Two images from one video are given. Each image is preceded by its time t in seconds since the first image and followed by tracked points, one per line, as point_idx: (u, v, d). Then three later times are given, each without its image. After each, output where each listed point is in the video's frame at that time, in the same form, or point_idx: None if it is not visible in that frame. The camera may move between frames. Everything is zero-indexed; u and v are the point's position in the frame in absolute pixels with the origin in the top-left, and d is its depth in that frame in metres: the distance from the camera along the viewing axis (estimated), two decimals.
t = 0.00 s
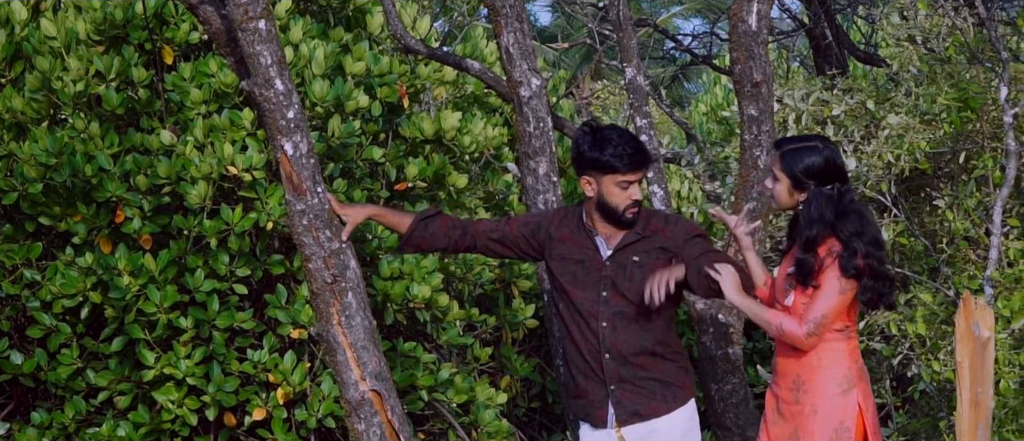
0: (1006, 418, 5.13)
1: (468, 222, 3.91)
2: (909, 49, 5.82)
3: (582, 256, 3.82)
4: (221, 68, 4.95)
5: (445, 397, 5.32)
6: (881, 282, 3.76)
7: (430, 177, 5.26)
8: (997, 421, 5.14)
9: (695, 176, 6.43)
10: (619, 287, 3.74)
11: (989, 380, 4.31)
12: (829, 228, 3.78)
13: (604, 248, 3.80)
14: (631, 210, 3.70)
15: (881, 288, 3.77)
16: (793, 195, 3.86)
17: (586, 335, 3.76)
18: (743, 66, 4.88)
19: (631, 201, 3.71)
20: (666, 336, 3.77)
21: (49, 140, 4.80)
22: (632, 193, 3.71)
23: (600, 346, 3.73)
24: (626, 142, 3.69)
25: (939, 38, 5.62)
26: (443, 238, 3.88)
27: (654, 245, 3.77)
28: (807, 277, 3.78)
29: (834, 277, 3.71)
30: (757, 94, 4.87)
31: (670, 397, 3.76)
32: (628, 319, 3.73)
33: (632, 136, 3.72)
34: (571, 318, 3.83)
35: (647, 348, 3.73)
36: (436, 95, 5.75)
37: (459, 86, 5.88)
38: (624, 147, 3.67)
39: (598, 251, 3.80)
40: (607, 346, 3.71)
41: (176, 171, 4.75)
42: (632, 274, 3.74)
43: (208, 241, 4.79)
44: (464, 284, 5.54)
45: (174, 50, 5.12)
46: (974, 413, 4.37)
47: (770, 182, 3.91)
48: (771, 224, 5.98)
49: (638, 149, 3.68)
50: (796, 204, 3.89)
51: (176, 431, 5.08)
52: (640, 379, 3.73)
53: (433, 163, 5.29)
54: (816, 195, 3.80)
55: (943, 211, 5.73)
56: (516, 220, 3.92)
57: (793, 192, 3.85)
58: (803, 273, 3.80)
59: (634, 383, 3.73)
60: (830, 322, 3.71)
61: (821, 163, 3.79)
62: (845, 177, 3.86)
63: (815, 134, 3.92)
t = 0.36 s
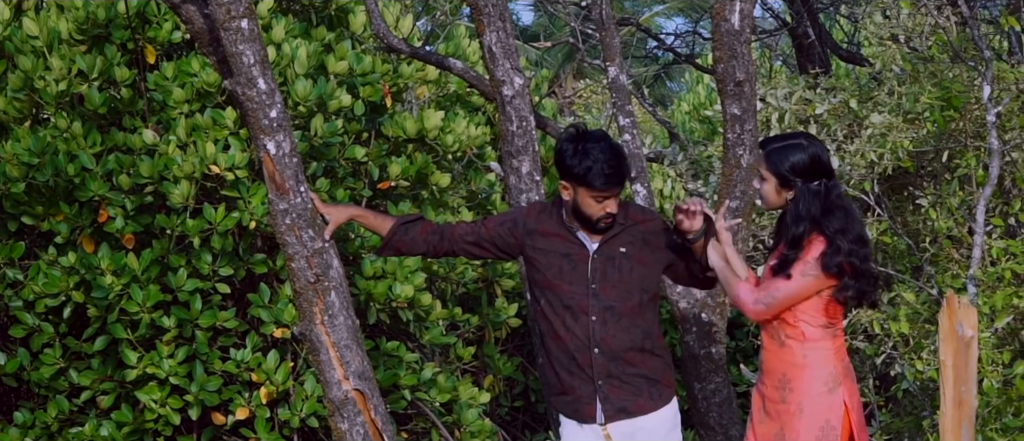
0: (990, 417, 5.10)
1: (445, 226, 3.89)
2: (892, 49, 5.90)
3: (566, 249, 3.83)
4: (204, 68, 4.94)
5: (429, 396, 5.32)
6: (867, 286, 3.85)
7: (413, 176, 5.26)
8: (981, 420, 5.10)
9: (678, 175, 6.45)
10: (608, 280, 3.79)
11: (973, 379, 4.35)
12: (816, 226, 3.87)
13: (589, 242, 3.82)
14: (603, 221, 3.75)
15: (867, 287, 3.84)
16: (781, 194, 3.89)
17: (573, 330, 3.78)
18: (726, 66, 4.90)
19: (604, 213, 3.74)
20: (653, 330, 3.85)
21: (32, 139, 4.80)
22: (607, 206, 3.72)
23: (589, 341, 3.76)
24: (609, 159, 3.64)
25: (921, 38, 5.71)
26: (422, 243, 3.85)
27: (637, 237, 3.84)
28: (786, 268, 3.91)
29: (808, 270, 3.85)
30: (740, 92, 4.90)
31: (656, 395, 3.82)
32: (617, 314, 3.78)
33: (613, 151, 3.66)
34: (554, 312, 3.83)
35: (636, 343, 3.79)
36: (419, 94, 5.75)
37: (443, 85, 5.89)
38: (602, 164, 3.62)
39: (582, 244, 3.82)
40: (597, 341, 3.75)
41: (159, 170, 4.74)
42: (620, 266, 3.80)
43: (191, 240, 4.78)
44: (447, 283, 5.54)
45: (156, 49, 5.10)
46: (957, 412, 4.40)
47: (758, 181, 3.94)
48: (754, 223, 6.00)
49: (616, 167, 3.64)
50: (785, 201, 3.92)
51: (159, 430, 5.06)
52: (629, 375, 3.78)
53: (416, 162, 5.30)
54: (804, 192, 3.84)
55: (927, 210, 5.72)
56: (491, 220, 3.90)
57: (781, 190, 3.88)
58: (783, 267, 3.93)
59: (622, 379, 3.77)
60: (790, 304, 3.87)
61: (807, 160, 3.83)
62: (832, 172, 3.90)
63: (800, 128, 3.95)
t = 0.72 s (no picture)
0: (975, 416, 5.16)
1: (428, 228, 3.89)
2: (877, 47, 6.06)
3: (555, 247, 3.88)
4: (189, 67, 4.93)
5: (414, 395, 5.31)
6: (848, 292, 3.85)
7: (398, 175, 5.25)
8: (967, 419, 5.17)
9: (663, 174, 6.46)
10: (600, 275, 3.89)
11: (959, 378, 4.39)
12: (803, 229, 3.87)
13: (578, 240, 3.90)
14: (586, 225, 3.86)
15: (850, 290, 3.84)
16: (773, 197, 3.91)
17: (568, 326, 3.83)
18: (712, 64, 4.90)
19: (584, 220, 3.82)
20: (638, 324, 3.97)
21: (16, 138, 4.75)
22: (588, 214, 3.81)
23: (586, 337, 3.83)
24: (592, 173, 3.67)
25: (907, 37, 5.86)
26: (406, 245, 3.86)
27: (619, 235, 3.99)
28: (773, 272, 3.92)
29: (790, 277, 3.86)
30: (726, 91, 4.88)
31: (650, 388, 3.93)
32: (609, 309, 3.88)
33: (594, 165, 3.68)
34: (543, 309, 3.87)
35: (628, 338, 3.90)
36: (404, 93, 5.75)
37: (428, 84, 5.88)
38: (582, 179, 3.65)
39: (571, 241, 3.89)
40: (594, 336, 3.83)
41: (144, 169, 4.72)
42: (610, 262, 3.91)
43: (176, 239, 4.77)
44: (432, 282, 5.54)
45: (142, 48, 5.09)
46: (943, 410, 4.44)
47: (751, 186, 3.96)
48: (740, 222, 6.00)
49: (596, 182, 3.67)
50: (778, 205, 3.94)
51: (144, 430, 5.05)
52: (624, 369, 3.87)
53: (401, 161, 5.29)
54: (795, 195, 3.86)
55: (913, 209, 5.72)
56: (474, 221, 3.91)
57: (773, 193, 3.90)
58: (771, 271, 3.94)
59: (618, 373, 3.85)
60: (778, 318, 3.88)
61: (796, 163, 3.84)
62: (821, 173, 3.90)
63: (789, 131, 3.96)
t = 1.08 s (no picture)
0: (965, 415, 5.20)
1: (413, 232, 3.89)
2: (867, 46, 6.07)
3: (538, 251, 3.88)
4: (177, 66, 4.92)
5: (402, 395, 5.32)
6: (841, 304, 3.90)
7: (386, 174, 5.24)
8: (956, 419, 5.21)
9: (651, 174, 6.47)
10: (583, 278, 3.89)
11: (948, 377, 4.41)
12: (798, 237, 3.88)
13: (562, 243, 3.90)
14: (566, 228, 3.85)
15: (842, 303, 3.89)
16: (771, 203, 3.91)
17: (553, 329, 3.85)
18: (701, 64, 4.89)
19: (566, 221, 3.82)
20: (622, 325, 3.99)
21: (3, 137, 4.73)
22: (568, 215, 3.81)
23: (571, 340, 3.84)
24: (571, 170, 3.67)
25: (896, 36, 5.87)
26: (392, 249, 3.86)
27: (604, 238, 3.98)
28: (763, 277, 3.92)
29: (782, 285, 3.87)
30: (715, 91, 4.88)
31: (635, 391, 3.96)
32: (593, 312, 3.89)
33: (575, 163, 3.69)
34: (529, 313, 3.87)
35: (612, 341, 3.92)
36: (393, 93, 5.74)
37: (416, 83, 5.87)
38: (562, 177, 3.66)
39: (554, 245, 3.89)
40: (579, 339, 3.84)
41: (132, 169, 4.72)
42: (593, 265, 3.92)
43: (164, 238, 4.76)
44: (420, 282, 5.55)
45: (130, 47, 5.08)
46: (933, 410, 4.46)
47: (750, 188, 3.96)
48: (729, 221, 6.02)
49: (576, 181, 3.68)
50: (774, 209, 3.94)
51: (133, 429, 5.04)
52: (609, 373, 3.89)
53: (389, 160, 5.28)
54: (794, 201, 3.86)
55: (902, 208, 5.75)
56: (458, 226, 3.92)
57: (771, 199, 3.90)
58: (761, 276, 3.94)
59: (603, 377, 3.87)
60: (766, 326, 3.91)
61: (798, 171, 3.85)
62: (821, 184, 3.92)
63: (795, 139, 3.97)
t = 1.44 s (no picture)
0: (955, 414, 5.25)
1: (403, 226, 3.96)
2: (856, 46, 6.10)
3: (519, 251, 3.88)
4: (166, 65, 4.91)
5: (391, 393, 5.32)
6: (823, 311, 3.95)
7: (375, 173, 5.23)
8: (945, 418, 5.25)
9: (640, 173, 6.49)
10: (563, 280, 3.85)
11: (938, 376, 4.42)
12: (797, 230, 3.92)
13: (542, 244, 3.88)
14: (538, 223, 3.76)
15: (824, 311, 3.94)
16: (776, 191, 3.97)
17: (531, 330, 3.86)
18: (690, 63, 4.87)
19: (534, 215, 3.73)
20: (607, 325, 3.93)
21: None
22: (535, 206, 3.72)
23: (547, 342, 3.84)
24: (536, 157, 3.65)
25: (886, 35, 5.86)
26: (382, 242, 3.93)
27: (591, 237, 3.91)
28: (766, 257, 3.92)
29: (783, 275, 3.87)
30: (704, 90, 4.88)
31: (615, 393, 3.92)
32: (572, 313, 3.86)
33: (539, 150, 3.68)
34: (511, 314, 3.90)
35: (592, 342, 3.88)
36: (381, 92, 5.72)
37: (404, 82, 5.86)
38: (524, 163, 3.63)
39: (535, 246, 3.88)
40: (554, 341, 3.83)
41: (121, 168, 4.72)
42: (575, 266, 3.87)
43: (153, 237, 4.76)
44: (409, 280, 5.55)
45: (119, 46, 5.07)
46: (922, 408, 4.47)
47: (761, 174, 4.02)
48: (718, 220, 6.07)
49: (540, 166, 3.63)
50: (776, 199, 3.99)
51: (121, 428, 5.03)
52: (587, 374, 3.87)
53: (378, 159, 5.27)
54: (798, 196, 3.92)
55: (891, 207, 5.80)
56: (448, 221, 3.97)
57: (777, 187, 3.96)
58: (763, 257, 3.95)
59: (580, 379, 3.86)
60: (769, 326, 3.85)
61: (812, 168, 3.92)
62: (829, 190, 3.98)
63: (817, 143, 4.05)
